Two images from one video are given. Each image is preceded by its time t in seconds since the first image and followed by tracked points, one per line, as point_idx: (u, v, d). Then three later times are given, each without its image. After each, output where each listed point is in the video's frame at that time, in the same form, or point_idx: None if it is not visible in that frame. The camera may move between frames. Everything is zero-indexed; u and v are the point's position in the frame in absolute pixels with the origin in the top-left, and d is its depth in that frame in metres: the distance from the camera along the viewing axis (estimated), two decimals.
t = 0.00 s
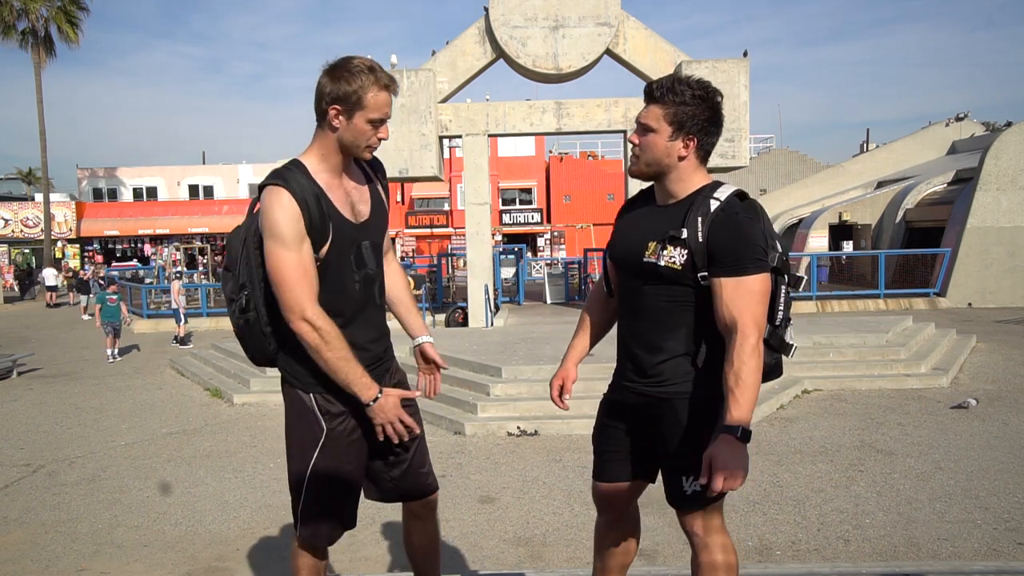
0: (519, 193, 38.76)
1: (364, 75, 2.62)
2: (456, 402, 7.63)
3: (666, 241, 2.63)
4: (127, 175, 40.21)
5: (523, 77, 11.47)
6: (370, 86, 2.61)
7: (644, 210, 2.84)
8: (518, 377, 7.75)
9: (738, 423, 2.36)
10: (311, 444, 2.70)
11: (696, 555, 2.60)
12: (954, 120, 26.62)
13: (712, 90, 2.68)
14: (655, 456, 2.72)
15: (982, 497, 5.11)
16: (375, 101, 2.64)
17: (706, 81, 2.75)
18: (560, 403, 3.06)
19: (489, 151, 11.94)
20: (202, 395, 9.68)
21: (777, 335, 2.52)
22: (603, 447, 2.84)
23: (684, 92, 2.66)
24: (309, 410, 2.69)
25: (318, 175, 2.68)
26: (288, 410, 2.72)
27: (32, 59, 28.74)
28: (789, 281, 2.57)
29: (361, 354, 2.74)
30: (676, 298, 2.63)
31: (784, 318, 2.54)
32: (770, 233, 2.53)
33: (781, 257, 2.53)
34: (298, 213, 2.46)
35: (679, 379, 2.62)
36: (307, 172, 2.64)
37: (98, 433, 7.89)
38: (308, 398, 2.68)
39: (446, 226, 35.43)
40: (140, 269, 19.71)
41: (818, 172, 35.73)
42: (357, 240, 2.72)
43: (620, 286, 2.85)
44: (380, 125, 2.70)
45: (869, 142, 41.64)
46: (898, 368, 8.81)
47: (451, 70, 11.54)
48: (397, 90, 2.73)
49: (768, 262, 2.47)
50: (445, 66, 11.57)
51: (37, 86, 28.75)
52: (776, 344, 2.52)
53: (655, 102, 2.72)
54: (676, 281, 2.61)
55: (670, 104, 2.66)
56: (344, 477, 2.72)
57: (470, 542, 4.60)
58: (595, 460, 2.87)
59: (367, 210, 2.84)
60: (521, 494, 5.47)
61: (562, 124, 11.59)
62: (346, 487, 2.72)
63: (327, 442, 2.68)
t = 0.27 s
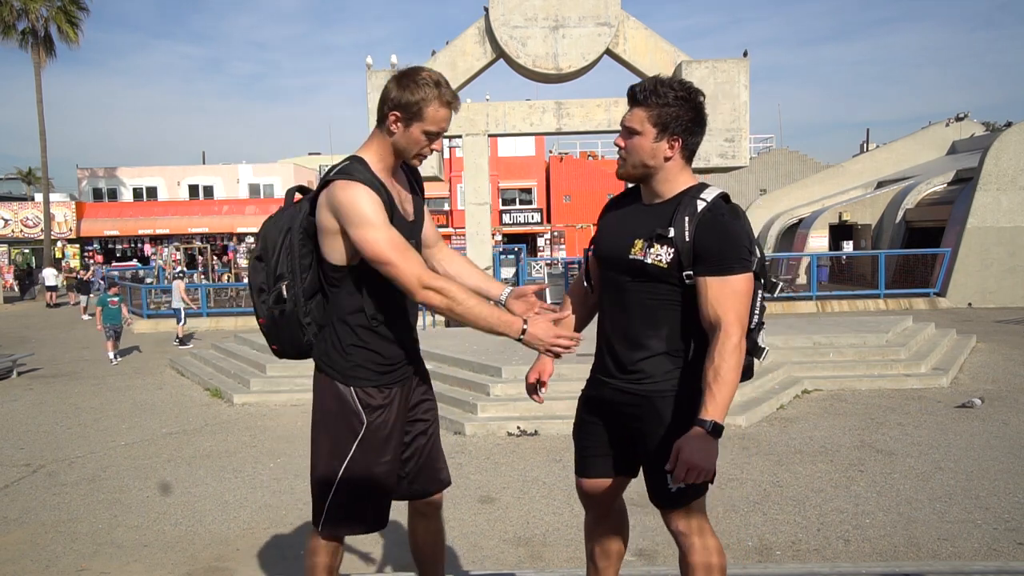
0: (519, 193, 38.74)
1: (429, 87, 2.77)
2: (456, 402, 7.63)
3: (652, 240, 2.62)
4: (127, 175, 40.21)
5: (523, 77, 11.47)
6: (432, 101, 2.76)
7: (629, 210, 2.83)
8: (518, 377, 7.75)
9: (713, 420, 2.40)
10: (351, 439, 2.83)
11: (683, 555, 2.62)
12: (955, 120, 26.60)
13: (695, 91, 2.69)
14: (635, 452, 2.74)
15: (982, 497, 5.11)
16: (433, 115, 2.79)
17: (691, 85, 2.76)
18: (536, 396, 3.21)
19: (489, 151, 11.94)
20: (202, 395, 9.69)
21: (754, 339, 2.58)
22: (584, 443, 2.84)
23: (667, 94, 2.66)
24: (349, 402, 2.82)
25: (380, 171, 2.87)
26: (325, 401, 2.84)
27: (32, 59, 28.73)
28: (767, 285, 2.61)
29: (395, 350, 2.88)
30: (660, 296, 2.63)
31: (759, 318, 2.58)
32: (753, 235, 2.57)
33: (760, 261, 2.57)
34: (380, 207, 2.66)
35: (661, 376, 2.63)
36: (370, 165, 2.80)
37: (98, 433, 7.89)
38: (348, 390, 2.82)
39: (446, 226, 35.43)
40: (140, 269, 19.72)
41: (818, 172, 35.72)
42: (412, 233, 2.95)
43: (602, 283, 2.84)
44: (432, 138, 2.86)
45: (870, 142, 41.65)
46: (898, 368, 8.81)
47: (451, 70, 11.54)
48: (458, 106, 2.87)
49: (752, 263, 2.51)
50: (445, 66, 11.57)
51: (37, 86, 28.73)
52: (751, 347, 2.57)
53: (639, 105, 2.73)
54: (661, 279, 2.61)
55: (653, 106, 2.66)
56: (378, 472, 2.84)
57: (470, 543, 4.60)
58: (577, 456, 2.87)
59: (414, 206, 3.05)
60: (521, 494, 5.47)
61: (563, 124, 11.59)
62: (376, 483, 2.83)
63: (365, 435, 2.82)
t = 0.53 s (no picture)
0: (519, 193, 38.73)
1: (448, 74, 2.83)
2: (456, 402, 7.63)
3: (650, 240, 2.62)
4: (127, 175, 40.22)
5: (523, 77, 11.47)
6: (451, 88, 2.80)
7: (628, 211, 2.82)
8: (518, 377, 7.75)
9: (692, 421, 2.39)
10: (373, 428, 2.86)
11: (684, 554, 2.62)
12: (955, 120, 26.60)
13: (691, 90, 2.68)
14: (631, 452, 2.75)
15: (982, 498, 5.11)
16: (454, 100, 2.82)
17: (685, 83, 2.75)
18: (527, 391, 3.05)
19: (490, 151, 11.94)
20: (202, 395, 9.69)
21: (750, 342, 2.55)
22: (583, 442, 2.85)
23: (662, 95, 2.66)
24: (375, 393, 2.85)
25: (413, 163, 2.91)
26: (353, 390, 2.88)
27: (32, 59, 28.72)
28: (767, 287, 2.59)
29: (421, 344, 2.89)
30: (659, 297, 2.63)
31: (756, 320, 2.56)
32: (751, 238, 2.55)
33: (761, 264, 2.56)
34: (411, 196, 2.69)
35: (659, 377, 2.64)
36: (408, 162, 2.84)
37: (98, 433, 7.88)
38: (373, 380, 2.85)
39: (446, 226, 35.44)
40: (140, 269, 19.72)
41: (818, 171, 35.72)
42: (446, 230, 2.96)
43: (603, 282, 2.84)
44: (455, 125, 2.87)
45: (870, 142, 41.65)
46: (898, 368, 8.81)
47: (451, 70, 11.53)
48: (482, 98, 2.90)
49: (749, 267, 2.49)
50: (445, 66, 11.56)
51: (37, 86, 28.72)
52: (747, 346, 2.54)
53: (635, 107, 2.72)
54: (659, 280, 2.61)
55: (648, 108, 2.65)
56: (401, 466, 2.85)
57: (470, 543, 4.60)
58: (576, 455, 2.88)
59: (449, 205, 3.06)
60: (521, 494, 5.47)
61: (563, 124, 11.59)
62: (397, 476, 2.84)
63: (388, 426, 2.84)
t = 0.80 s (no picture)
0: (519, 193, 38.72)
1: (427, 62, 2.83)
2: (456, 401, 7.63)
3: (661, 243, 2.62)
4: (127, 175, 40.22)
5: (523, 77, 11.47)
6: (432, 71, 2.78)
7: (644, 213, 2.81)
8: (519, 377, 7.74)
9: (704, 428, 2.39)
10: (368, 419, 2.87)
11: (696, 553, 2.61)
12: (955, 120, 26.60)
13: (703, 88, 2.66)
14: (648, 458, 2.73)
15: (982, 498, 5.11)
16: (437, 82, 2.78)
17: (695, 79, 2.74)
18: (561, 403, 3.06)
19: (490, 151, 11.94)
20: (202, 395, 9.68)
21: (777, 339, 2.53)
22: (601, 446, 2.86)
23: (673, 93, 2.65)
24: (372, 386, 2.86)
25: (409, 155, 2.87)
26: (355, 382, 2.91)
27: (32, 59, 28.74)
28: (788, 285, 2.55)
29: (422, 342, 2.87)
30: (673, 300, 2.63)
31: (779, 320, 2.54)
32: (766, 237, 2.51)
33: (782, 262, 2.54)
34: (394, 191, 2.67)
35: (674, 381, 2.64)
36: (400, 156, 2.79)
37: (98, 433, 7.88)
38: (369, 373, 2.86)
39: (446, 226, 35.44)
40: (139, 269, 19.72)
41: (818, 171, 35.73)
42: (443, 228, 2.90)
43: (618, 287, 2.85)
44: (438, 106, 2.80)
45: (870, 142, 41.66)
46: (898, 368, 8.81)
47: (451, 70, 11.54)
48: (469, 80, 2.85)
49: (763, 267, 2.47)
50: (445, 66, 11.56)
51: (37, 86, 28.73)
52: (773, 344, 2.53)
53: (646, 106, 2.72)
54: (671, 283, 2.61)
55: (660, 106, 2.65)
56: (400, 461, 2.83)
57: (470, 543, 4.60)
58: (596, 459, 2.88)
59: (452, 203, 2.97)
60: (521, 494, 5.47)
61: (563, 124, 11.59)
62: (398, 470, 2.83)
63: (383, 418, 2.85)
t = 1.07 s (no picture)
0: (518, 193, 38.70)
1: (388, 57, 2.81)
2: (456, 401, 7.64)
3: (665, 246, 2.63)
4: (127, 175, 40.21)
5: (523, 77, 11.47)
6: (395, 64, 2.77)
7: (655, 216, 2.80)
8: (518, 377, 7.74)
9: (707, 433, 2.38)
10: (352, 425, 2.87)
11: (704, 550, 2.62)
12: (955, 120, 26.60)
13: (707, 85, 2.66)
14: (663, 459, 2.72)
15: (982, 498, 5.11)
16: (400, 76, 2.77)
17: (696, 76, 2.73)
18: (590, 408, 3.10)
19: (490, 151, 11.94)
20: (202, 395, 9.68)
21: (803, 337, 2.57)
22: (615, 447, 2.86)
23: (678, 91, 2.64)
24: (354, 391, 2.86)
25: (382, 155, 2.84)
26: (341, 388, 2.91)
27: (32, 59, 28.73)
28: (805, 280, 2.53)
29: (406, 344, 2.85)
30: (681, 302, 2.62)
31: (791, 318, 2.54)
32: (772, 235, 2.48)
33: (798, 255, 2.49)
34: (368, 186, 2.64)
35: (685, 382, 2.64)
36: (370, 155, 2.76)
37: (98, 433, 7.88)
38: (352, 379, 2.86)
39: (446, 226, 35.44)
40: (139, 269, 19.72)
41: (818, 171, 35.73)
42: (422, 227, 2.83)
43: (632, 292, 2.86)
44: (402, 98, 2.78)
45: (870, 142, 41.65)
46: (898, 368, 8.82)
47: (451, 70, 11.54)
48: (434, 68, 2.81)
49: (769, 267, 2.45)
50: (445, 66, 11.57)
51: (37, 86, 28.72)
52: (795, 340, 2.55)
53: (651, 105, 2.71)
54: (677, 285, 2.61)
55: (665, 107, 2.65)
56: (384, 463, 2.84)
57: (470, 543, 4.60)
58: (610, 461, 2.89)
59: (434, 200, 2.90)
60: (521, 494, 5.47)
61: (563, 124, 11.59)
62: (382, 474, 2.83)
63: (365, 424, 2.84)
